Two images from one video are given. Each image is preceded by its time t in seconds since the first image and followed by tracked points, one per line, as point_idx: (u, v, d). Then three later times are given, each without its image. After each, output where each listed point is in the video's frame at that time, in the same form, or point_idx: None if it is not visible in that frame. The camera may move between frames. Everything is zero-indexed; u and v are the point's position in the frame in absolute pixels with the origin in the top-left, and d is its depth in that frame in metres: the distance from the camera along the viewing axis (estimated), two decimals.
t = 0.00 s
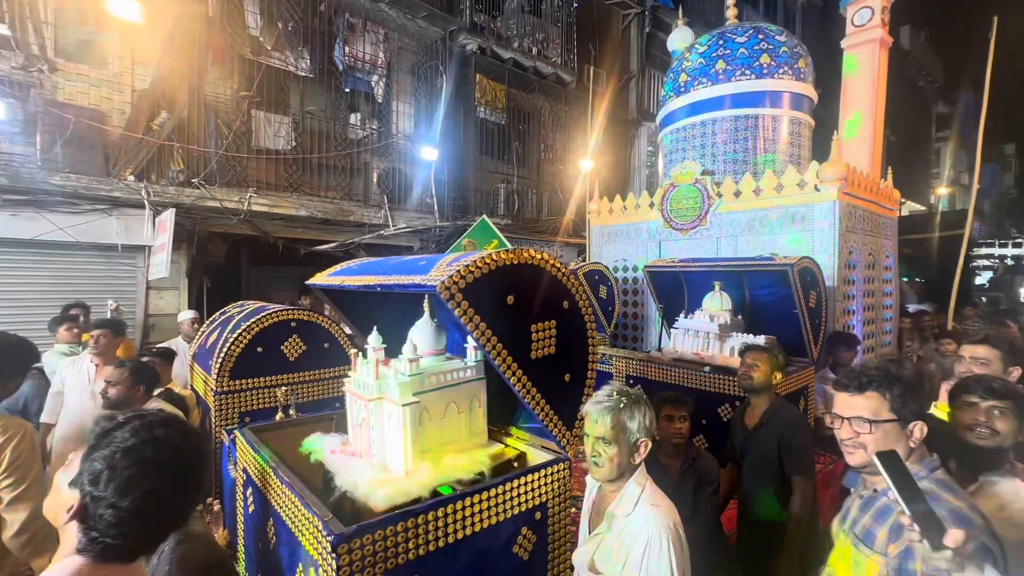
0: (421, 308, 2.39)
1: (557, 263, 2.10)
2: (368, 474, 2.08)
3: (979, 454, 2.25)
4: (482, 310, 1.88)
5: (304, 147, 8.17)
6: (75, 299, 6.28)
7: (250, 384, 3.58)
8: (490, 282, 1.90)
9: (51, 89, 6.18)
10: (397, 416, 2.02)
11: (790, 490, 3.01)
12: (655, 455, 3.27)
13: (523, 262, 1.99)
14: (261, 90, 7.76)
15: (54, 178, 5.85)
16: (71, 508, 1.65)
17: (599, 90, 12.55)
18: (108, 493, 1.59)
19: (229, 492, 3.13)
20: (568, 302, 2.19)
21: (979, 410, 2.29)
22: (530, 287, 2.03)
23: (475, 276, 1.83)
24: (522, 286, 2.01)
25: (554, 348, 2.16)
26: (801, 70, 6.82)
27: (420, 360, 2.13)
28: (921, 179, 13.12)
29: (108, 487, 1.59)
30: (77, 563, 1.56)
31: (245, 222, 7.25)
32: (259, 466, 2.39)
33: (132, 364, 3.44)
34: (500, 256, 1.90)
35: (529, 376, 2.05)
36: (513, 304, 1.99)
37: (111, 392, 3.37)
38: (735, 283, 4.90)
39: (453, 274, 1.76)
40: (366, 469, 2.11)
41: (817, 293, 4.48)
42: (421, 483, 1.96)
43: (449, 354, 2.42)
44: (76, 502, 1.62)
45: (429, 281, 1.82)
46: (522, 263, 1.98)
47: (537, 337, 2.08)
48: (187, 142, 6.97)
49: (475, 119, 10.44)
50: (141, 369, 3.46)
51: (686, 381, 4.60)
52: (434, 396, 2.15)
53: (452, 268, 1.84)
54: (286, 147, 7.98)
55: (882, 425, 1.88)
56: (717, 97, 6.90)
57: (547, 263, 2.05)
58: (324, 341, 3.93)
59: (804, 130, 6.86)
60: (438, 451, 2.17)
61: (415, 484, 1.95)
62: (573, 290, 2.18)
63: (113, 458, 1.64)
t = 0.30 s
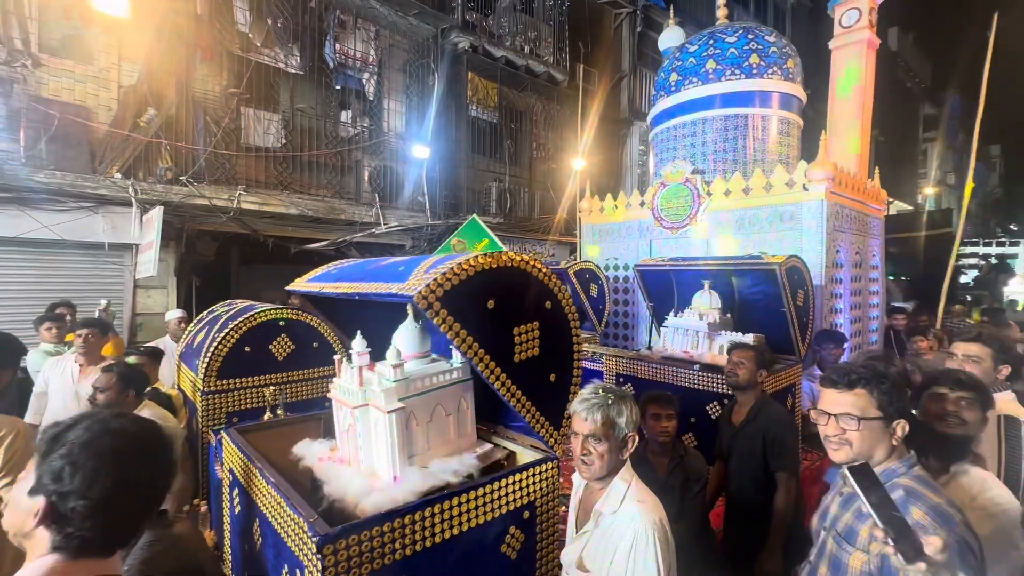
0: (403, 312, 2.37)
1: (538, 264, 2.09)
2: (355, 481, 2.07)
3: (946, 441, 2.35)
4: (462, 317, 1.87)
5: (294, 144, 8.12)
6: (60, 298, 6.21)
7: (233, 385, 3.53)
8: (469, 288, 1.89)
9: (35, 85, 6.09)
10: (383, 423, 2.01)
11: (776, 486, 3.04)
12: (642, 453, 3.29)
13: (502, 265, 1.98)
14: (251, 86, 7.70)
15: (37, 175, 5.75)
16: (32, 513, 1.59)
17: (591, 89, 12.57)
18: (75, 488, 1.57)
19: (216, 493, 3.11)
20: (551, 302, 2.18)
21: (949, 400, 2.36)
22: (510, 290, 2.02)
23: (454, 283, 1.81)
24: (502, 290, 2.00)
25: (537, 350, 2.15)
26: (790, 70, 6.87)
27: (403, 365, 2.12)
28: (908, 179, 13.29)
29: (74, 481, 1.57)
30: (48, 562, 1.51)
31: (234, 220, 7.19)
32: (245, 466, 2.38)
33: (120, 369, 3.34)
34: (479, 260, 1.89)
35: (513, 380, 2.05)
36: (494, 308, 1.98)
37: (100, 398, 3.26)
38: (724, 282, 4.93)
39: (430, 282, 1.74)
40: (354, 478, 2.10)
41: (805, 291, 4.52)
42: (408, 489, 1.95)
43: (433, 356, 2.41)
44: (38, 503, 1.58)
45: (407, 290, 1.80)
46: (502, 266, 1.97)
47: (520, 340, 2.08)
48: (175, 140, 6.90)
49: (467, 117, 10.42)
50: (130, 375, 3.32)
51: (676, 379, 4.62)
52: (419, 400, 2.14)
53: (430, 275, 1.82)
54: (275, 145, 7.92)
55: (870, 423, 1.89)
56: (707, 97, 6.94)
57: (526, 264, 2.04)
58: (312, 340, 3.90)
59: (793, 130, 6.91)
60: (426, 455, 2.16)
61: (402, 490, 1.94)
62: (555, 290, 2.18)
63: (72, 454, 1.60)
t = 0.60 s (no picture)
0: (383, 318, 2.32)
1: (515, 267, 2.05)
2: (345, 494, 2.07)
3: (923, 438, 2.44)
4: (439, 329, 1.83)
5: (284, 143, 8.06)
6: (44, 298, 6.13)
7: (223, 385, 3.52)
8: (445, 298, 1.85)
9: (18, 80, 5.99)
10: (367, 435, 1.99)
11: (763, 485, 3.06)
12: (630, 452, 3.29)
13: (478, 272, 1.94)
14: (240, 84, 7.63)
15: (22, 173, 5.65)
16: None
17: (583, 90, 12.61)
18: None
19: (202, 495, 3.08)
20: (531, 303, 2.15)
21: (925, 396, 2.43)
22: (488, 296, 1.99)
23: (429, 294, 1.77)
24: (479, 296, 1.96)
25: (520, 353, 2.13)
26: (779, 72, 6.93)
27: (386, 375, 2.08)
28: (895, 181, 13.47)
29: None
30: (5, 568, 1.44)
31: (223, 219, 7.11)
32: (230, 467, 2.35)
33: (108, 373, 3.27)
34: (454, 269, 1.85)
35: (497, 386, 2.03)
36: (473, 316, 1.95)
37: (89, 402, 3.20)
38: (713, 282, 4.95)
39: (404, 296, 1.70)
40: (344, 491, 2.09)
41: (792, 291, 4.56)
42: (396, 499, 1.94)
43: (417, 359, 2.38)
44: None
45: (381, 304, 1.75)
46: (477, 272, 1.93)
47: (501, 345, 2.05)
48: (162, 137, 6.82)
49: (458, 117, 10.42)
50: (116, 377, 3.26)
51: (665, 379, 4.64)
52: (403, 408, 2.13)
53: (404, 288, 1.77)
54: (265, 144, 7.86)
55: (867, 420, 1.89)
56: (697, 98, 6.98)
57: (503, 267, 2.01)
58: (300, 341, 3.87)
59: (782, 132, 6.97)
60: (413, 463, 2.14)
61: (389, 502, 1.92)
62: (535, 291, 2.15)
63: None
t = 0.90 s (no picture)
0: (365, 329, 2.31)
1: (493, 271, 1.97)
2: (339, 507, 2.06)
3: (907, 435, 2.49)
4: (417, 346, 1.77)
5: (276, 143, 8.02)
6: (30, 298, 6.05)
7: (215, 384, 3.50)
8: (419, 314, 1.78)
9: (5, 77, 5.92)
10: (355, 450, 1.98)
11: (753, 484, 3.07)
12: (621, 452, 3.30)
13: (452, 282, 1.86)
14: (231, 83, 7.58)
15: (9, 170, 5.59)
16: None
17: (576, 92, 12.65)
18: None
19: (190, 495, 3.06)
20: (513, 307, 2.07)
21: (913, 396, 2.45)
22: (466, 305, 1.92)
23: (402, 312, 1.71)
24: (456, 307, 1.89)
25: (503, 359, 2.06)
26: (770, 75, 7.00)
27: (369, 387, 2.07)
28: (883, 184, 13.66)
29: None
30: None
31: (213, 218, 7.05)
32: (218, 467, 2.34)
33: (96, 374, 3.22)
34: (428, 281, 1.78)
35: (483, 395, 1.98)
36: (450, 327, 1.89)
37: (77, 404, 3.17)
38: (704, 283, 4.97)
39: (376, 317, 1.64)
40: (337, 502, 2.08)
41: (782, 292, 4.59)
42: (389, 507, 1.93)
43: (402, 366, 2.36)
44: None
45: (354, 324, 1.70)
46: (451, 283, 1.85)
47: (483, 353, 1.98)
48: (152, 136, 6.75)
49: (452, 117, 10.41)
50: (106, 378, 3.23)
51: (656, 379, 4.66)
52: (390, 418, 2.13)
53: (376, 306, 1.72)
54: (257, 143, 7.80)
55: (855, 417, 1.92)
56: (689, 100, 7.02)
57: (480, 274, 1.93)
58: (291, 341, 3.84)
59: (772, 134, 7.03)
60: (405, 471, 2.13)
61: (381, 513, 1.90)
62: (516, 294, 2.07)
63: None
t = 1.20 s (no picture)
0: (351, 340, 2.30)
1: (478, 278, 1.95)
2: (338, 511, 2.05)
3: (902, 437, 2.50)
4: (404, 362, 1.75)
5: (274, 146, 8.03)
6: (24, 301, 6.02)
7: (211, 385, 3.49)
8: (404, 330, 1.76)
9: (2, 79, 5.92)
10: (352, 464, 2.00)
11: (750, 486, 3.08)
12: (617, 455, 3.29)
13: (436, 294, 1.83)
14: (229, 87, 7.59)
15: (5, 172, 5.58)
16: None
17: (573, 97, 12.72)
18: None
19: (186, 496, 3.04)
20: (501, 312, 2.06)
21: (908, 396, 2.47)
22: (452, 316, 1.90)
23: (386, 330, 1.69)
24: (441, 318, 1.87)
25: (495, 365, 2.06)
26: (765, 81, 7.07)
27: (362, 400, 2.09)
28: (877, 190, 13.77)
29: None
30: None
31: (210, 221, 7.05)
32: (215, 468, 2.34)
33: (90, 380, 3.17)
34: (411, 296, 1.75)
35: (476, 403, 1.98)
36: (438, 339, 1.87)
37: (71, 408, 3.13)
38: (701, 286, 5.00)
39: (360, 338, 1.62)
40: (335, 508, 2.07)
41: (778, 295, 4.62)
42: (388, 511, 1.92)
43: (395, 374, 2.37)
44: None
45: (339, 345, 1.68)
46: (436, 295, 1.83)
47: (474, 362, 1.98)
48: (149, 139, 6.75)
49: (450, 121, 10.44)
50: (101, 383, 3.19)
51: (653, 382, 4.66)
52: (385, 428, 2.14)
53: (360, 326, 1.70)
54: (255, 146, 7.81)
55: (852, 415, 1.94)
56: (685, 105, 7.07)
57: (465, 282, 1.90)
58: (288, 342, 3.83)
59: (768, 140, 7.08)
60: (403, 478, 2.13)
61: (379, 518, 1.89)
62: (504, 298, 2.05)
63: None
